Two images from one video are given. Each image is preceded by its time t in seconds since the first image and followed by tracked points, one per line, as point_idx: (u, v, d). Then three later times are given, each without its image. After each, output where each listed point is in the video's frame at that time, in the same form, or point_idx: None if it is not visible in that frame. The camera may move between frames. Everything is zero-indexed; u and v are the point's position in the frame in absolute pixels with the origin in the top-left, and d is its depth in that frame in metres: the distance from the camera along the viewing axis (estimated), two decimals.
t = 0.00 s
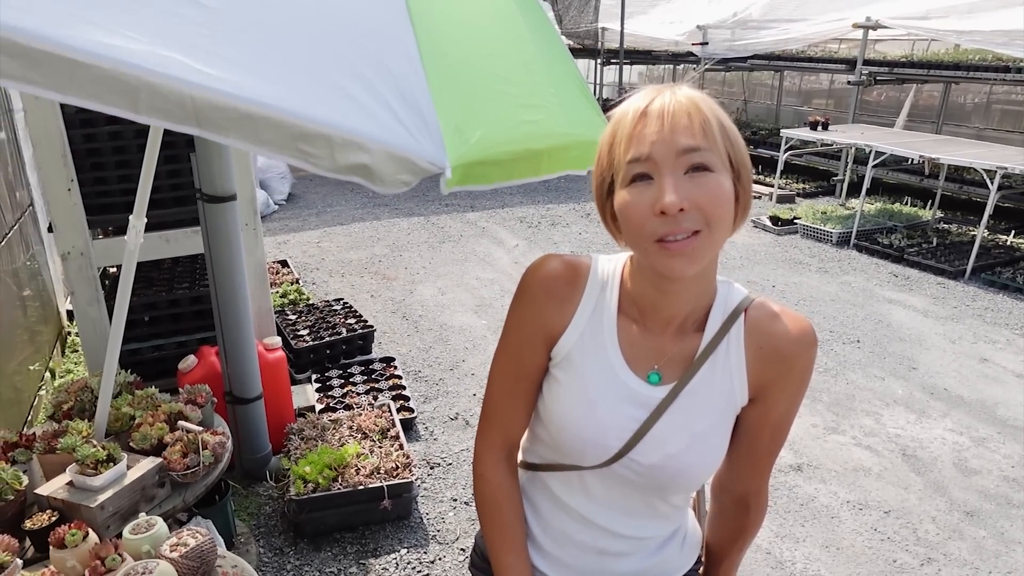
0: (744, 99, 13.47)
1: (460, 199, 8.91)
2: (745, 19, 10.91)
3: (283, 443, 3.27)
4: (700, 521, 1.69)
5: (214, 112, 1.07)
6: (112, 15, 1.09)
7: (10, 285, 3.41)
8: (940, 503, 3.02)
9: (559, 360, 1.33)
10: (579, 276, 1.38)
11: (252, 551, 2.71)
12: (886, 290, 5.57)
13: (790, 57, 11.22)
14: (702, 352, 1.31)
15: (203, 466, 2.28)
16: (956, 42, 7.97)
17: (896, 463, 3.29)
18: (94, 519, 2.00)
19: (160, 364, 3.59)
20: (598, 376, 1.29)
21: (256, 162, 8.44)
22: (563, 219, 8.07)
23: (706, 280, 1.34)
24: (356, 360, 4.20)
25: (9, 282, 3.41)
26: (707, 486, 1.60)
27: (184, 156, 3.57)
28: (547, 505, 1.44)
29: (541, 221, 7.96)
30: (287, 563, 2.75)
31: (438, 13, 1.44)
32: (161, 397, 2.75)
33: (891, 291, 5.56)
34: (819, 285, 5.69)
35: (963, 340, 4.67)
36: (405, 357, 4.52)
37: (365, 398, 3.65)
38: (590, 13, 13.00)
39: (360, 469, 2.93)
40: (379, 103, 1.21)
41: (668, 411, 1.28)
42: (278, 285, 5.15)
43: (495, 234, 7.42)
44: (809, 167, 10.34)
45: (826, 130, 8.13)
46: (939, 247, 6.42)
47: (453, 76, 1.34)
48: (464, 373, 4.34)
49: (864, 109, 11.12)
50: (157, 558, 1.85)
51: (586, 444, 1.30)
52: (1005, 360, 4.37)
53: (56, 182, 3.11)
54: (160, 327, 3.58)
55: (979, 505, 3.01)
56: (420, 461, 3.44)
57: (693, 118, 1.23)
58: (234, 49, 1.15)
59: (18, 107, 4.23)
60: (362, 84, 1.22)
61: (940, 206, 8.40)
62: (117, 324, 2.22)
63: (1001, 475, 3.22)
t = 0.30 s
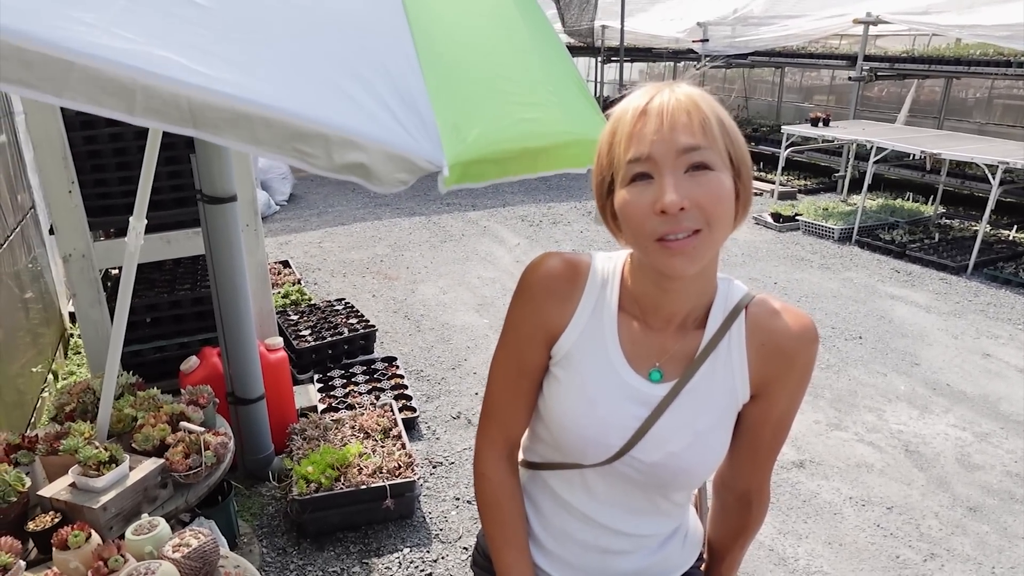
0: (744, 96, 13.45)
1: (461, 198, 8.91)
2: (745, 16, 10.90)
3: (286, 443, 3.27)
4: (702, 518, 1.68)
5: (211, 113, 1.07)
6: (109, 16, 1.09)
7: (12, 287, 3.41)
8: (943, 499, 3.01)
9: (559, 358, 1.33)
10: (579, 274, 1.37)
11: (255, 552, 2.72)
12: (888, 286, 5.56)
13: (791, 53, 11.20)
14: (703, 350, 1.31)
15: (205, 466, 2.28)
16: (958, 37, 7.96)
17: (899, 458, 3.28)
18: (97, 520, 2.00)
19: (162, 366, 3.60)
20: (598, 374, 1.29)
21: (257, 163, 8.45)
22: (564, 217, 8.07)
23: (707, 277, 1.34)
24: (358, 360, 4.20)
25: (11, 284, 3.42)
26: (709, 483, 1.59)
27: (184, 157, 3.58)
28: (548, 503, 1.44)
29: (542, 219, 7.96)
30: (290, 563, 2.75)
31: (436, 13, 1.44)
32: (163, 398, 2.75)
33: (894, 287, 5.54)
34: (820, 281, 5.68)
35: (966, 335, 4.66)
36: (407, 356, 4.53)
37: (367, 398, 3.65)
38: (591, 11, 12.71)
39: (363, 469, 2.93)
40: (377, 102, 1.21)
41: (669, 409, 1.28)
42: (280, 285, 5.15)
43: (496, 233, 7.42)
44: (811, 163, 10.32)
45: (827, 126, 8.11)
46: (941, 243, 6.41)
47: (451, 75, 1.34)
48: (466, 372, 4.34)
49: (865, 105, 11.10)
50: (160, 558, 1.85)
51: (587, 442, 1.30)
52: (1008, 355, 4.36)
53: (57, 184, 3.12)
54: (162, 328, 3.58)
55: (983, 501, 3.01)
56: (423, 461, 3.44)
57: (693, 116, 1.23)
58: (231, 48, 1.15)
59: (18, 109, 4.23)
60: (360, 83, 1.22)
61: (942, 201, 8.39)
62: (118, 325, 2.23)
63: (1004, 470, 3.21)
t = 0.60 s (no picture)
0: (744, 93, 13.44)
1: (460, 197, 8.90)
2: (744, 13, 10.89)
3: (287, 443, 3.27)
4: (703, 516, 1.68)
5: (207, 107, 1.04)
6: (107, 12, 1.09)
7: (12, 289, 3.41)
8: (944, 495, 3.01)
9: (558, 357, 1.32)
10: (578, 272, 1.37)
11: (256, 551, 2.72)
12: (888, 283, 5.55)
13: (789, 50, 11.20)
14: (702, 348, 1.30)
15: (205, 466, 2.29)
16: (956, 32, 7.95)
17: (900, 455, 3.28)
18: (97, 521, 2.00)
19: (162, 366, 3.60)
20: (598, 371, 1.29)
21: (256, 163, 8.45)
22: (564, 216, 8.07)
23: (705, 275, 1.34)
24: (358, 359, 4.20)
25: (11, 286, 3.42)
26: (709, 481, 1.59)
27: (183, 157, 3.57)
28: (547, 501, 1.44)
29: (542, 218, 7.95)
30: (291, 562, 2.76)
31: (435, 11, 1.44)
32: (163, 398, 2.75)
33: (894, 284, 5.54)
34: (820, 278, 5.68)
35: (966, 331, 4.66)
36: (407, 356, 4.52)
37: (368, 397, 3.65)
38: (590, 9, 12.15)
39: (363, 468, 2.93)
40: (374, 100, 1.21)
41: (668, 407, 1.27)
42: (280, 286, 5.15)
43: (496, 232, 7.41)
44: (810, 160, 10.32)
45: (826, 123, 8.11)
46: (940, 239, 6.41)
47: (448, 72, 1.33)
48: (466, 371, 4.34)
49: (864, 101, 11.09)
50: (161, 559, 1.85)
51: (587, 441, 1.30)
52: (1008, 351, 4.36)
53: (56, 185, 3.11)
54: (162, 329, 3.58)
55: (983, 496, 3.01)
56: (423, 460, 3.44)
57: (692, 115, 1.22)
58: (225, 41, 1.15)
59: (16, 111, 4.22)
60: (358, 81, 1.22)
61: (942, 197, 8.39)
62: (117, 326, 2.23)
63: (1005, 466, 3.21)
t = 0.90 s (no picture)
0: (744, 91, 13.43)
1: (460, 195, 8.89)
2: (744, 10, 10.87)
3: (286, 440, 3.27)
4: (703, 513, 1.68)
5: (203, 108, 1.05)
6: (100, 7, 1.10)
7: (11, 286, 3.40)
8: (945, 491, 3.01)
9: (558, 353, 1.32)
10: (578, 267, 1.37)
11: (256, 548, 2.71)
12: (889, 280, 5.54)
13: (790, 47, 11.18)
14: (702, 344, 1.30)
15: (204, 463, 2.28)
16: (957, 29, 7.93)
17: (900, 451, 3.28)
18: (96, 518, 1.99)
19: (161, 364, 3.59)
20: (598, 368, 1.28)
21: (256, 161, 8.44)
22: (564, 213, 8.05)
23: (705, 270, 1.33)
24: (358, 357, 4.20)
25: (10, 283, 3.41)
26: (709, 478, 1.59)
27: (182, 154, 3.56)
28: (547, 498, 1.43)
29: (542, 216, 7.94)
30: (291, 559, 2.75)
31: (434, 6, 1.43)
32: (162, 395, 2.74)
33: (894, 281, 5.53)
34: (821, 275, 5.67)
35: (967, 328, 4.65)
36: (407, 353, 4.52)
37: (368, 394, 3.65)
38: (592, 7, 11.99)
39: (363, 465, 2.92)
40: (372, 94, 1.20)
41: (669, 404, 1.27)
42: (280, 283, 5.14)
43: (496, 229, 7.40)
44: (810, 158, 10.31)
45: (827, 120, 8.09)
46: (941, 236, 6.40)
47: (447, 67, 1.32)
48: (466, 368, 4.34)
49: (864, 99, 11.08)
50: (160, 556, 1.84)
51: (587, 438, 1.30)
52: (1009, 348, 4.36)
53: (55, 182, 3.11)
54: (162, 326, 3.57)
55: (985, 493, 3.00)
56: (423, 457, 3.44)
57: (695, 103, 1.22)
58: (218, 33, 1.15)
59: (15, 108, 4.22)
60: (356, 74, 1.21)
61: (942, 194, 8.37)
62: (116, 322, 2.22)
63: (1006, 462, 3.21)
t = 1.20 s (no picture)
0: (744, 85, 13.40)
1: (460, 190, 8.88)
2: (744, 4, 10.83)
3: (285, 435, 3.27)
4: (699, 506, 1.68)
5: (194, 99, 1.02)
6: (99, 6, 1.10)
7: (9, 281, 3.40)
8: (942, 486, 3.01)
9: (556, 345, 1.32)
10: (577, 260, 1.36)
11: (254, 543, 2.72)
12: (888, 275, 5.54)
13: (790, 41, 11.15)
14: (701, 335, 1.29)
15: (203, 457, 2.28)
16: (959, 23, 7.90)
17: (898, 446, 3.28)
18: (94, 512, 1.99)
19: (160, 358, 3.60)
20: (596, 360, 1.28)
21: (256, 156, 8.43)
22: (563, 208, 8.05)
23: (701, 262, 1.33)
24: (357, 352, 4.20)
25: (8, 278, 3.42)
26: (707, 472, 1.59)
27: (180, 149, 3.55)
28: (544, 491, 1.43)
29: (542, 211, 7.93)
30: (289, 554, 2.76)
31: None
32: (160, 390, 2.75)
33: (894, 276, 5.53)
34: (820, 270, 5.66)
35: (966, 323, 4.65)
36: (405, 348, 4.52)
37: (366, 390, 3.65)
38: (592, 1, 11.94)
39: (361, 460, 2.93)
40: (367, 87, 1.19)
41: (666, 394, 1.27)
42: (278, 278, 5.14)
43: (495, 224, 7.40)
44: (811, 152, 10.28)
45: (827, 115, 8.07)
46: (941, 231, 6.39)
47: (444, 60, 1.32)
48: (464, 363, 4.34)
49: (865, 94, 11.05)
50: (157, 550, 1.84)
51: (585, 429, 1.30)
52: (1008, 343, 4.36)
53: (52, 177, 3.10)
54: (161, 321, 3.57)
55: (981, 488, 3.01)
56: (421, 451, 3.44)
57: (675, 106, 1.19)
58: (215, 30, 1.15)
59: (13, 103, 4.21)
60: (351, 70, 1.20)
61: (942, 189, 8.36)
62: (113, 317, 2.22)
63: (1003, 458, 3.21)
